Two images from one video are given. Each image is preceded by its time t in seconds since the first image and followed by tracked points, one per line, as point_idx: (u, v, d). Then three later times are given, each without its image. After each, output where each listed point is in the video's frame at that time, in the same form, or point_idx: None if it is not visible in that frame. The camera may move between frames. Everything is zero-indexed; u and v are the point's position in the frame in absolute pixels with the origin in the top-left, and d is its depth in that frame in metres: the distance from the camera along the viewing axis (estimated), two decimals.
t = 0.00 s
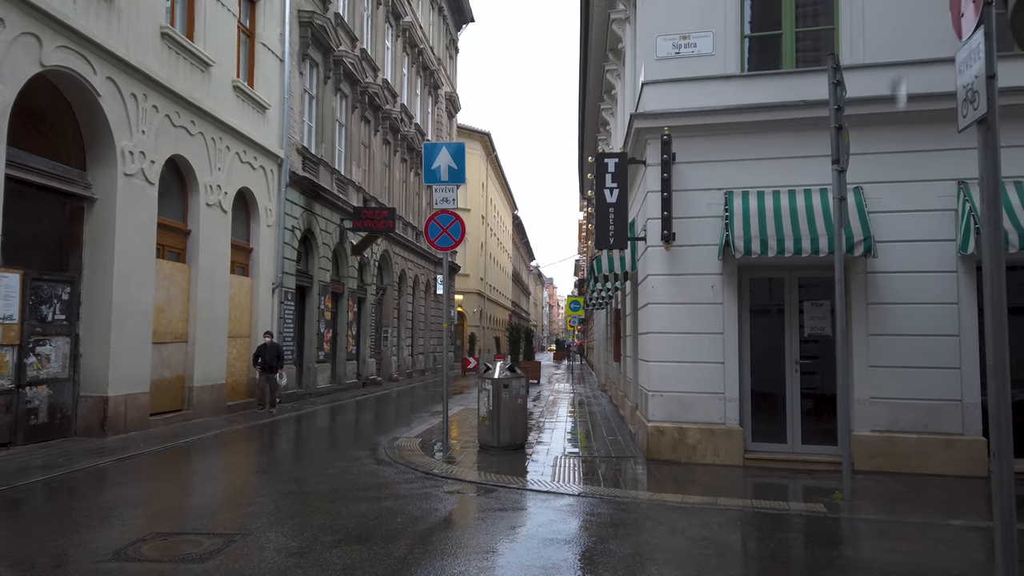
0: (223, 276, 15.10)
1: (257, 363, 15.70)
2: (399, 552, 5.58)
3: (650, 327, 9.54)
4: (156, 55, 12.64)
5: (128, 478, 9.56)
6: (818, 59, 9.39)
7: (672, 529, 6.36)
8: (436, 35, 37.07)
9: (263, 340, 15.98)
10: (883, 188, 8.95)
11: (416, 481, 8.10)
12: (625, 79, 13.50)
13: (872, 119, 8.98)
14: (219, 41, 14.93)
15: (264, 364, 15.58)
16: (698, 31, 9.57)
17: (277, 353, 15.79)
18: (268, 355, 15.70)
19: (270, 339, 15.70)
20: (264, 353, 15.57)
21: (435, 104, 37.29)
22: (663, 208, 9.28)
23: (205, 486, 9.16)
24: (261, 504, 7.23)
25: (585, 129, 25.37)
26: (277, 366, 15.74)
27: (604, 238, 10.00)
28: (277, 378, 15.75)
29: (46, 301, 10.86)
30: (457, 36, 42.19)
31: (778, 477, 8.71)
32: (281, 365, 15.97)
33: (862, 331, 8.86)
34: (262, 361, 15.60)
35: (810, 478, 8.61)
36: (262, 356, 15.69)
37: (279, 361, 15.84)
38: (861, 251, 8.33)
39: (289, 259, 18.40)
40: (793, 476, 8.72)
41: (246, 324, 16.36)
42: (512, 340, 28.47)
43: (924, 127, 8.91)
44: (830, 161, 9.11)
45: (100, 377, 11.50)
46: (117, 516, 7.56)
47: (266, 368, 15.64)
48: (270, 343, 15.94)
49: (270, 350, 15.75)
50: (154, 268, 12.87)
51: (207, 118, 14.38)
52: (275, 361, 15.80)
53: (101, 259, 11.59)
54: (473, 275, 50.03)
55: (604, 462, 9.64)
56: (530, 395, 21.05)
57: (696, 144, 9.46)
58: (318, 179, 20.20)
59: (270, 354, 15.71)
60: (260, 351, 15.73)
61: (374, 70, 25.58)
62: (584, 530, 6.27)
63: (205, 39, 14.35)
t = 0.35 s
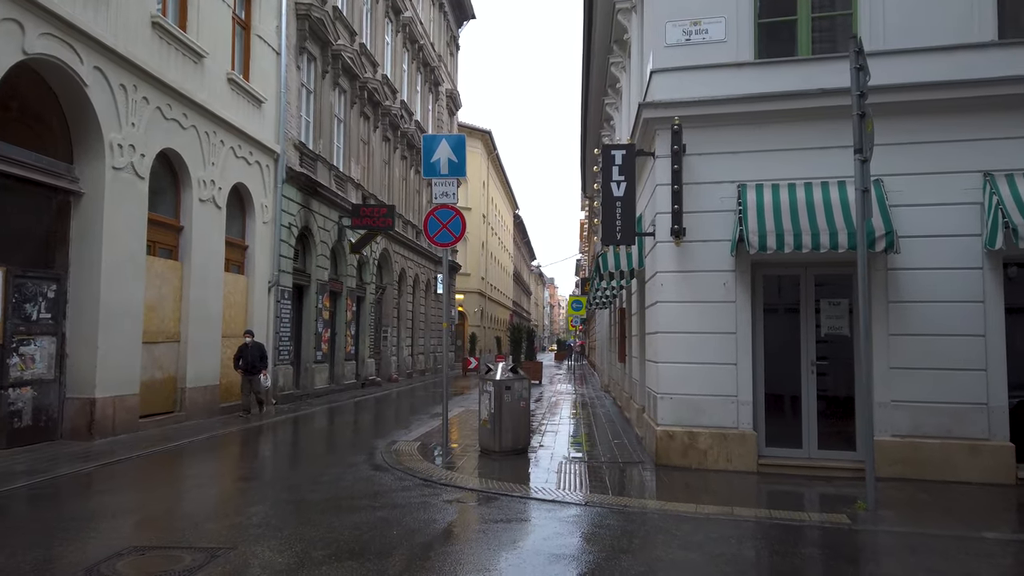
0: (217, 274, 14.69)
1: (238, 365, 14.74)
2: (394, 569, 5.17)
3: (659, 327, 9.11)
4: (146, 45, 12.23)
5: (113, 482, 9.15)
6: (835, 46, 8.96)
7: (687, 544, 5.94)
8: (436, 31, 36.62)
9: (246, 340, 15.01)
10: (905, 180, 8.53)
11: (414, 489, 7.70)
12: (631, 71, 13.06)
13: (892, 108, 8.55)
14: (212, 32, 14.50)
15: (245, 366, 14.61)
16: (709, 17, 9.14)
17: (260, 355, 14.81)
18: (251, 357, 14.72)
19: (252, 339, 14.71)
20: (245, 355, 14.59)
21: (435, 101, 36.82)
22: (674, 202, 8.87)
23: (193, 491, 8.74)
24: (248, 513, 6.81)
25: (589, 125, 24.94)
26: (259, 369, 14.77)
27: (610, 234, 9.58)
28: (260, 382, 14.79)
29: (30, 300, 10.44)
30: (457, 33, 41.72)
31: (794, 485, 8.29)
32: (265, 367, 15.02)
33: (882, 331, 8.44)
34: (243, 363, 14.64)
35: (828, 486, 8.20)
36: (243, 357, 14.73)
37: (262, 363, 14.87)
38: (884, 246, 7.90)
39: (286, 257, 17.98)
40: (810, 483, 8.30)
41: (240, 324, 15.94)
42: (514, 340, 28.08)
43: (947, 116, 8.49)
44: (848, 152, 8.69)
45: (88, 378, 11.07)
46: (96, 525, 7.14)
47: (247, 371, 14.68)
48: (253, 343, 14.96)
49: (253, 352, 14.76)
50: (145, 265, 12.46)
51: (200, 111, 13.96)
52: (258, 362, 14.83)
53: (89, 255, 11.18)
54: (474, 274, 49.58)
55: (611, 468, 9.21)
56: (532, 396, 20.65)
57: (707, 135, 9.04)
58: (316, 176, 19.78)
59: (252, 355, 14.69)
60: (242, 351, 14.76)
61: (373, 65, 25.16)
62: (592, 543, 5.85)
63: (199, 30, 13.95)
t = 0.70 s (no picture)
0: (209, 271, 14.31)
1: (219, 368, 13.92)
2: None
3: (665, 325, 8.72)
4: (135, 34, 11.85)
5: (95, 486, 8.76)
6: (850, 31, 8.57)
7: (699, 555, 5.56)
8: (436, 27, 36.24)
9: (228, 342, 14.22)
10: (924, 171, 8.15)
11: (408, 495, 7.32)
12: (636, 62, 12.67)
13: (910, 96, 8.17)
14: (205, 24, 14.12)
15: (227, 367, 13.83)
16: (718, 2, 8.77)
17: (243, 356, 14.01)
18: (232, 358, 13.92)
19: (235, 340, 13.94)
20: (227, 355, 13.82)
21: (436, 98, 36.40)
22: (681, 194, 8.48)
23: (180, 496, 8.37)
24: (232, 520, 6.42)
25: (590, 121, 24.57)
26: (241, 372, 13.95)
27: (614, 228, 9.19)
28: (243, 385, 13.97)
29: (12, 297, 10.06)
30: (457, 30, 41.34)
31: (807, 491, 7.91)
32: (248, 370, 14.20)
33: (900, 329, 8.06)
34: (224, 365, 13.84)
35: (843, 492, 7.81)
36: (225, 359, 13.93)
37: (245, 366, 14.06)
38: (903, 240, 7.52)
39: (282, 255, 17.59)
40: (824, 488, 7.92)
41: (234, 323, 15.55)
42: (515, 340, 27.70)
43: (968, 105, 8.11)
44: (863, 142, 8.31)
45: (73, 379, 10.69)
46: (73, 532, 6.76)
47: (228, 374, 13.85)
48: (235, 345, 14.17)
49: (235, 353, 13.97)
50: (134, 262, 12.08)
51: (191, 104, 13.58)
52: (240, 365, 14.02)
53: (73, 251, 10.80)
54: (474, 273, 49.19)
55: (615, 472, 8.82)
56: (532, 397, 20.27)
57: (716, 125, 8.66)
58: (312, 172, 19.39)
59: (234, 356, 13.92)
60: (223, 353, 13.97)
61: (371, 61, 24.78)
62: (598, 556, 5.46)
63: (190, 20, 13.57)
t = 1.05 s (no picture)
0: (201, 271, 13.91)
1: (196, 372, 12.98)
2: None
3: (673, 327, 8.32)
4: (122, 26, 11.46)
5: (76, 494, 8.37)
6: (866, 19, 8.18)
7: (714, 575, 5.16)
8: (435, 25, 35.88)
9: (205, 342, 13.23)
10: (945, 165, 7.75)
11: (402, 508, 6.92)
12: (639, 55, 12.27)
13: (930, 86, 7.78)
14: (196, 17, 13.73)
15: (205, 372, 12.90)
16: None
17: (220, 358, 13.01)
18: (208, 362, 12.93)
19: (210, 342, 12.92)
20: (204, 360, 12.87)
21: (435, 96, 36.00)
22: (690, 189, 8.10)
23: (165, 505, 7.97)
24: (216, 534, 6.04)
25: (591, 119, 24.18)
26: (220, 375, 13.00)
27: (619, 226, 8.80)
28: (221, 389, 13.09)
29: None
30: (457, 28, 41.00)
31: (823, 501, 7.50)
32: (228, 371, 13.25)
33: (920, 331, 7.66)
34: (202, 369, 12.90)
35: (861, 502, 7.40)
36: (201, 363, 12.96)
37: (223, 368, 13.09)
38: (925, 236, 7.11)
39: (277, 255, 17.19)
40: (841, 499, 7.51)
41: (227, 324, 15.17)
42: (516, 341, 27.30)
43: (991, 95, 7.71)
44: (881, 134, 7.92)
45: (56, 382, 10.29)
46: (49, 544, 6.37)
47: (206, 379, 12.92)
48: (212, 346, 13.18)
49: (211, 356, 12.96)
50: (121, 261, 11.68)
51: (182, 99, 13.18)
52: (218, 368, 13.06)
53: (57, 249, 10.41)
54: (474, 273, 48.80)
55: (621, 480, 8.42)
56: (533, 399, 19.86)
57: (725, 117, 8.26)
58: (309, 170, 19.00)
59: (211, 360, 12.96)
60: (199, 357, 12.99)
61: (370, 57, 24.40)
62: None
63: (181, 13, 13.18)
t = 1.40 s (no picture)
0: (193, 268, 13.54)
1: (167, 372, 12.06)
2: None
3: (681, 325, 7.95)
4: (110, 14, 11.09)
5: (57, 497, 7.99)
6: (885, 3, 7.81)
7: None
8: (435, 21, 35.47)
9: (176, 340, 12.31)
10: (969, 155, 7.38)
11: (397, 515, 6.55)
12: (645, 44, 11.90)
13: (952, 71, 7.41)
14: (189, 7, 13.36)
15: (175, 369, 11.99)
16: None
17: (195, 356, 12.11)
18: (181, 359, 12.02)
19: (185, 338, 12.04)
20: (175, 355, 11.98)
21: (435, 93, 35.60)
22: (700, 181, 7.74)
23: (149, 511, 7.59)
24: (197, 544, 5.65)
25: (593, 116, 23.81)
26: (192, 375, 12.10)
27: (625, 219, 8.43)
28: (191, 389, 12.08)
29: None
30: (457, 24, 40.60)
31: (840, 507, 7.12)
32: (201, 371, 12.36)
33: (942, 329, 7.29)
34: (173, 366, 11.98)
35: (880, 509, 7.02)
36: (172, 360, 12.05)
37: (197, 368, 12.18)
38: (949, 229, 6.73)
39: (273, 252, 16.83)
40: (859, 505, 7.13)
41: (221, 323, 14.80)
42: (517, 340, 26.94)
43: (1017, 81, 7.34)
44: (900, 123, 7.55)
45: (40, 382, 9.91)
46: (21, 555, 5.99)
47: (177, 377, 11.99)
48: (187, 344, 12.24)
49: (185, 353, 12.07)
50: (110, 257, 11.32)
51: (173, 91, 12.81)
52: (190, 367, 12.09)
53: (41, 244, 10.05)
54: (474, 272, 48.45)
55: (627, 485, 8.04)
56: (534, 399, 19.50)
57: (737, 104, 7.89)
58: (306, 166, 18.63)
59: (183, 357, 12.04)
60: (172, 354, 12.08)
61: (369, 52, 24.03)
62: None
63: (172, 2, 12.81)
